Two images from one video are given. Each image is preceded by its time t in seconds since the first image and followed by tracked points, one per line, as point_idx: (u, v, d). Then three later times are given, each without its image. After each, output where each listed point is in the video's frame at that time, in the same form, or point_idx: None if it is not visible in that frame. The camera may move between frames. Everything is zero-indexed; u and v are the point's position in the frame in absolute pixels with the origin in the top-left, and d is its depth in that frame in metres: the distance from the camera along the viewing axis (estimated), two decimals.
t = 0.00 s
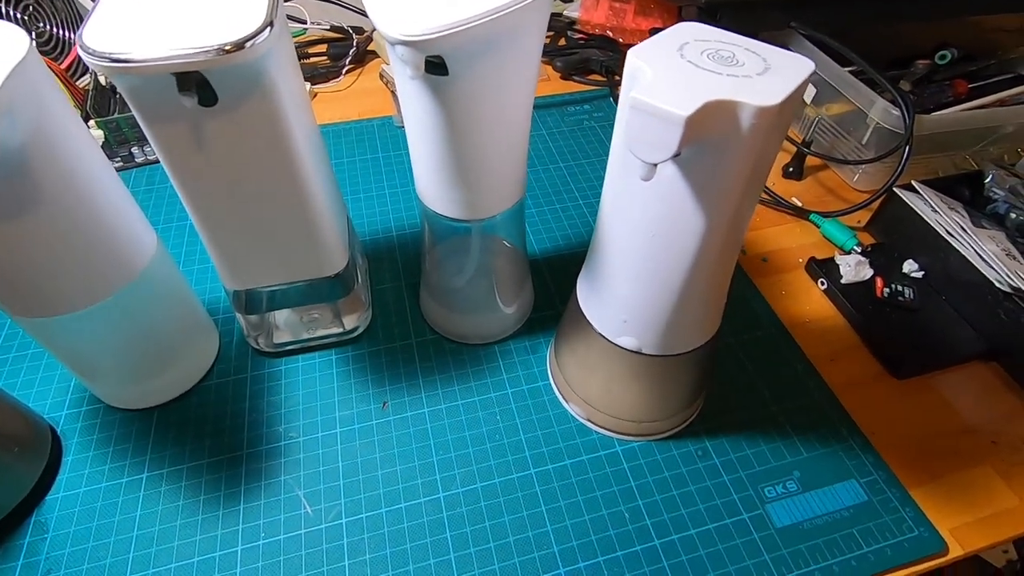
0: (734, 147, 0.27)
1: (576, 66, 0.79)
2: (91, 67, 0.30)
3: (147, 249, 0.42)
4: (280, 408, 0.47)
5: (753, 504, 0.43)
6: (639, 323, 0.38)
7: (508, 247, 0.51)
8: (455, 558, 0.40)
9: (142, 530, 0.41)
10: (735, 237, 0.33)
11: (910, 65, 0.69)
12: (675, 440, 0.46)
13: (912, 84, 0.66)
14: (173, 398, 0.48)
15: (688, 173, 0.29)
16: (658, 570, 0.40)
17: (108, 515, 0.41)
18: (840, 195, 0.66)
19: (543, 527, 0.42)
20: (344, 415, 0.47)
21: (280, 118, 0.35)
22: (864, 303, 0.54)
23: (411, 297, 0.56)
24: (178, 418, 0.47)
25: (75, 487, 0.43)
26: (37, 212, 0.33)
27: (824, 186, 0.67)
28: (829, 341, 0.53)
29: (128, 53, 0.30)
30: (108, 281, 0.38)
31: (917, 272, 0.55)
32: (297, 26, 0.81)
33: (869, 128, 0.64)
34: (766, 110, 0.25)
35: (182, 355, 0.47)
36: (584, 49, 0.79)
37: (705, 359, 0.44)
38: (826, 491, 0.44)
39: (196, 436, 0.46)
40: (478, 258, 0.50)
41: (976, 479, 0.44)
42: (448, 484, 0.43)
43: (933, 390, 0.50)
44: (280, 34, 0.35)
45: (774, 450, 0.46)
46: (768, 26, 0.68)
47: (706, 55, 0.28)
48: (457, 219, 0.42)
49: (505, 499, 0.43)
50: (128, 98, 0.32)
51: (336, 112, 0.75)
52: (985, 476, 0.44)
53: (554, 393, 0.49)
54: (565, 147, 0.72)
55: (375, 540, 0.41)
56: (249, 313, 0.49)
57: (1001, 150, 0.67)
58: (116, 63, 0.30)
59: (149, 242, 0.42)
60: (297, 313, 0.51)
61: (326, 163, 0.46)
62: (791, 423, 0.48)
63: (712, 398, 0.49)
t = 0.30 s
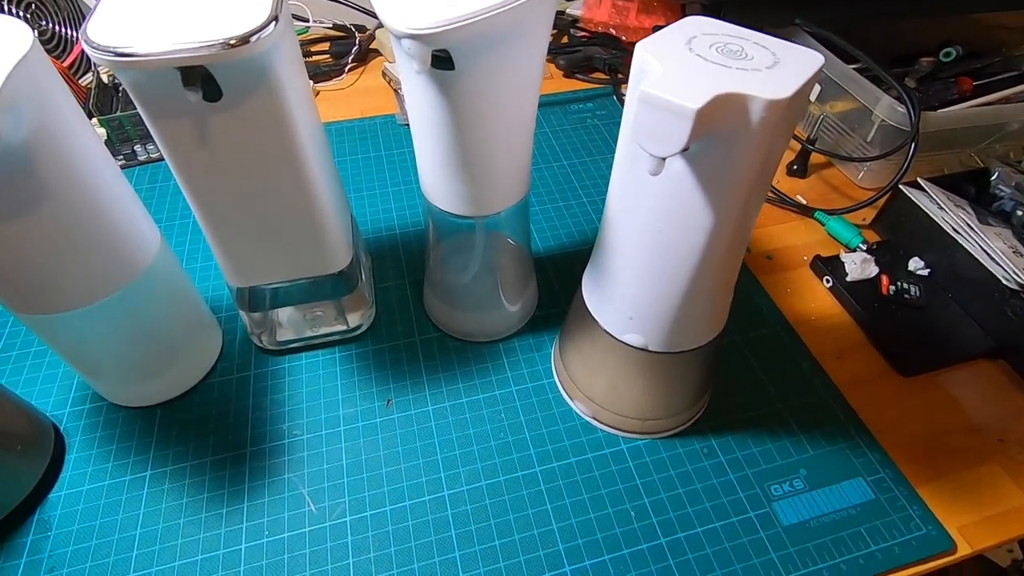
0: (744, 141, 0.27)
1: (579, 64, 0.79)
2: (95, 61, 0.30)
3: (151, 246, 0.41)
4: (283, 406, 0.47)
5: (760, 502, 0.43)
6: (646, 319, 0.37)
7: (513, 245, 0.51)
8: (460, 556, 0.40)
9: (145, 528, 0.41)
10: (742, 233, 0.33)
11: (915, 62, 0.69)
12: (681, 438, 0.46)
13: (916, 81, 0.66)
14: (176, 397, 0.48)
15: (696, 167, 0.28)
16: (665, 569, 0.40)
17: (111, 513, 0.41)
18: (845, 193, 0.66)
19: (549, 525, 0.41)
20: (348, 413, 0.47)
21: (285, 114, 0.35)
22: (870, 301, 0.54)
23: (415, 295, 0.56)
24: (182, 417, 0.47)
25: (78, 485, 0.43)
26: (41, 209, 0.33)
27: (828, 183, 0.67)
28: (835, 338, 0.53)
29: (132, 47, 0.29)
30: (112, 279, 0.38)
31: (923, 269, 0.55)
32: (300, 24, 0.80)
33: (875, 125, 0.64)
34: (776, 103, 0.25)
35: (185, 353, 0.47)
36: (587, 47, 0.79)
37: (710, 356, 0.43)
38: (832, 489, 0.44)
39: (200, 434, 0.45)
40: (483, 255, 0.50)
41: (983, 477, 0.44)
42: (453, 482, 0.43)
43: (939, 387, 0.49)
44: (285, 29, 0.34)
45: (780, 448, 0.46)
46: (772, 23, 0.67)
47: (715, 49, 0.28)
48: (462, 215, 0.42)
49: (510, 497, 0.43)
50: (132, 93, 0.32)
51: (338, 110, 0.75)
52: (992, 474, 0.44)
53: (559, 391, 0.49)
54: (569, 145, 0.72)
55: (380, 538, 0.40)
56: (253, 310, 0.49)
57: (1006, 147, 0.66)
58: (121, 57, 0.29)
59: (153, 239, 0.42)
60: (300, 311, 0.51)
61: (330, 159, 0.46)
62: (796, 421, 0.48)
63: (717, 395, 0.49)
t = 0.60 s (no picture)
0: (733, 137, 0.27)
1: (577, 61, 0.79)
2: (84, 58, 0.30)
3: (144, 244, 0.41)
4: (277, 404, 0.47)
5: (754, 501, 0.43)
6: (639, 317, 0.37)
7: (508, 243, 0.51)
8: (452, 554, 0.40)
9: (138, 525, 0.41)
10: (734, 230, 0.32)
11: (915, 60, 0.69)
12: (675, 437, 0.46)
13: (916, 78, 0.66)
14: (171, 395, 0.48)
15: (686, 164, 0.28)
16: (658, 567, 0.40)
17: (104, 510, 0.41)
18: (843, 190, 0.65)
19: (542, 523, 0.41)
20: (342, 411, 0.47)
21: (276, 112, 0.35)
22: (867, 299, 0.53)
23: (411, 293, 0.56)
24: (176, 414, 0.47)
25: (72, 482, 0.43)
26: (32, 207, 0.33)
27: (827, 181, 0.66)
28: (832, 337, 0.53)
29: (121, 43, 0.29)
30: (105, 277, 0.38)
31: (921, 268, 0.55)
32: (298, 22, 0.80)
33: (873, 122, 0.63)
34: (765, 99, 0.25)
35: (180, 351, 0.47)
36: (585, 44, 0.79)
37: (705, 354, 0.43)
38: (827, 488, 0.43)
39: (194, 432, 0.45)
40: (478, 253, 0.50)
41: (979, 476, 0.44)
42: (447, 480, 0.43)
43: (936, 386, 0.49)
44: (275, 26, 0.34)
45: (775, 447, 0.46)
46: (771, 20, 0.67)
47: (705, 44, 0.28)
48: (456, 213, 0.42)
49: (503, 495, 0.42)
50: (123, 90, 0.31)
51: (336, 108, 0.75)
52: (989, 473, 0.44)
53: (554, 389, 0.48)
54: (566, 143, 0.72)
55: (373, 536, 0.40)
56: (247, 308, 0.49)
57: (1006, 145, 0.66)
58: (110, 53, 0.29)
59: (147, 237, 0.42)
60: (295, 309, 0.51)
61: (324, 157, 0.46)
62: (792, 419, 0.47)
63: (713, 394, 0.49)
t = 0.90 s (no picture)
0: (738, 137, 0.26)
1: (581, 60, 0.78)
2: (84, 57, 0.30)
3: (145, 243, 0.41)
4: (278, 404, 0.47)
5: (758, 504, 0.42)
6: (642, 318, 0.37)
7: (510, 243, 0.50)
8: (453, 556, 0.39)
9: (139, 525, 0.41)
10: (739, 231, 0.32)
11: (922, 59, 0.68)
12: (678, 439, 0.46)
13: (924, 78, 0.65)
14: (172, 395, 0.48)
15: (690, 164, 0.28)
16: (661, 571, 0.39)
17: (105, 510, 0.41)
18: (849, 191, 0.65)
19: (543, 526, 0.41)
20: (343, 412, 0.47)
21: (277, 111, 0.34)
22: (874, 300, 0.53)
23: (413, 293, 0.55)
24: (177, 415, 0.47)
25: (74, 482, 0.43)
26: (32, 205, 0.33)
27: (832, 181, 0.66)
28: (837, 338, 0.52)
29: (121, 42, 0.29)
30: (106, 276, 0.38)
31: (929, 269, 0.54)
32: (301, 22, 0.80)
33: (880, 122, 0.63)
34: (771, 98, 0.25)
35: (181, 351, 0.47)
36: (589, 43, 0.79)
37: (709, 355, 0.43)
38: (833, 492, 0.43)
39: (195, 432, 0.45)
40: (480, 253, 0.50)
41: (987, 480, 0.43)
42: (448, 481, 0.43)
43: (943, 389, 0.48)
44: (276, 24, 0.34)
45: (780, 450, 0.45)
46: (776, 18, 0.67)
47: (710, 43, 0.27)
48: (458, 213, 0.42)
49: (505, 498, 0.42)
50: (123, 90, 0.31)
51: (339, 107, 0.75)
52: (997, 478, 0.43)
53: (557, 390, 0.48)
54: (569, 143, 0.72)
55: (373, 538, 0.40)
56: (249, 308, 0.49)
57: (1015, 144, 0.65)
58: (109, 52, 0.29)
59: (148, 236, 0.42)
60: (298, 309, 0.51)
61: (325, 157, 0.46)
62: (797, 422, 0.47)
63: (717, 395, 0.49)
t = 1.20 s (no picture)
0: (719, 120, 0.26)
1: (576, 54, 0.78)
2: (68, 41, 0.30)
3: (136, 231, 0.41)
4: (268, 393, 0.47)
5: (746, 494, 0.42)
6: (628, 306, 0.37)
7: (500, 233, 0.51)
8: (440, 544, 0.39)
9: (129, 512, 0.41)
10: (723, 217, 0.32)
11: (918, 52, 0.68)
12: (668, 429, 0.46)
13: (918, 71, 0.65)
14: (163, 384, 0.48)
15: (672, 148, 0.28)
16: (647, 559, 0.39)
17: (95, 497, 0.41)
18: (843, 184, 0.65)
19: (531, 514, 0.41)
20: (333, 401, 0.47)
21: (264, 98, 0.34)
22: (866, 292, 0.53)
23: (405, 285, 0.55)
24: (168, 403, 0.47)
25: (64, 469, 0.43)
26: (19, 189, 0.33)
27: (826, 174, 0.66)
28: (829, 330, 0.52)
29: (104, 26, 0.29)
30: (96, 262, 0.38)
31: (921, 261, 0.54)
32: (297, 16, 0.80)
33: (874, 115, 0.63)
34: (750, 80, 0.25)
35: (173, 340, 0.47)
36: (584, 37, 0.79)
37: (697, 345, 0.43)
38: (821, 481, 0.43)
39: (185, 421, 0.46)
40: (470, 245, 0.50)
41: (976, 470, 0.43)
42: (436, 470, 0.43)
43: (934, 380, 0.48)
44: (262, 11, 0.34)
45: (769, 440, 0.45)
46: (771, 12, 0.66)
47: (691, 27, 0.27)
48: (446, 202, 0.42)
49: (493, 486, 0.42)
50: (109, 74, 0.31)
51: (334, 101, 0.75)
52: (986, 468, 0.43)
53: (546, 381, 0.48)
54: (564, 136, 0.71)
55: (361, 525, 0.40)
56: (239, 298, 0.49)
57: (1010, 138, 0.65)
58: (93, 36, 0.29)
59: (138, 224, 0.42)
60: (289, 299, 0.51)
61: (315, 146, 0.46)
62: (787, 412, 0.47)
63: (707, 386, 0.49)
